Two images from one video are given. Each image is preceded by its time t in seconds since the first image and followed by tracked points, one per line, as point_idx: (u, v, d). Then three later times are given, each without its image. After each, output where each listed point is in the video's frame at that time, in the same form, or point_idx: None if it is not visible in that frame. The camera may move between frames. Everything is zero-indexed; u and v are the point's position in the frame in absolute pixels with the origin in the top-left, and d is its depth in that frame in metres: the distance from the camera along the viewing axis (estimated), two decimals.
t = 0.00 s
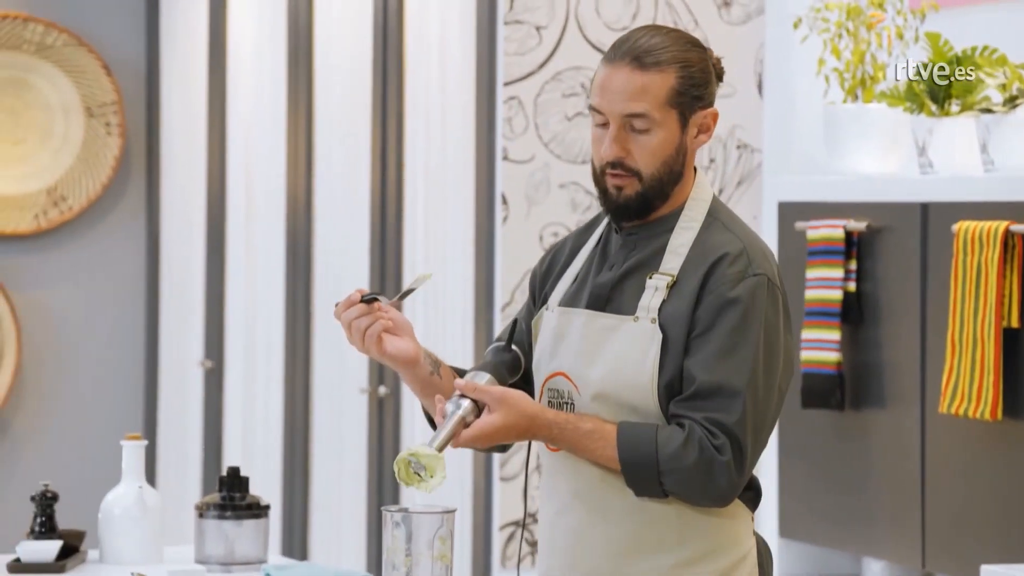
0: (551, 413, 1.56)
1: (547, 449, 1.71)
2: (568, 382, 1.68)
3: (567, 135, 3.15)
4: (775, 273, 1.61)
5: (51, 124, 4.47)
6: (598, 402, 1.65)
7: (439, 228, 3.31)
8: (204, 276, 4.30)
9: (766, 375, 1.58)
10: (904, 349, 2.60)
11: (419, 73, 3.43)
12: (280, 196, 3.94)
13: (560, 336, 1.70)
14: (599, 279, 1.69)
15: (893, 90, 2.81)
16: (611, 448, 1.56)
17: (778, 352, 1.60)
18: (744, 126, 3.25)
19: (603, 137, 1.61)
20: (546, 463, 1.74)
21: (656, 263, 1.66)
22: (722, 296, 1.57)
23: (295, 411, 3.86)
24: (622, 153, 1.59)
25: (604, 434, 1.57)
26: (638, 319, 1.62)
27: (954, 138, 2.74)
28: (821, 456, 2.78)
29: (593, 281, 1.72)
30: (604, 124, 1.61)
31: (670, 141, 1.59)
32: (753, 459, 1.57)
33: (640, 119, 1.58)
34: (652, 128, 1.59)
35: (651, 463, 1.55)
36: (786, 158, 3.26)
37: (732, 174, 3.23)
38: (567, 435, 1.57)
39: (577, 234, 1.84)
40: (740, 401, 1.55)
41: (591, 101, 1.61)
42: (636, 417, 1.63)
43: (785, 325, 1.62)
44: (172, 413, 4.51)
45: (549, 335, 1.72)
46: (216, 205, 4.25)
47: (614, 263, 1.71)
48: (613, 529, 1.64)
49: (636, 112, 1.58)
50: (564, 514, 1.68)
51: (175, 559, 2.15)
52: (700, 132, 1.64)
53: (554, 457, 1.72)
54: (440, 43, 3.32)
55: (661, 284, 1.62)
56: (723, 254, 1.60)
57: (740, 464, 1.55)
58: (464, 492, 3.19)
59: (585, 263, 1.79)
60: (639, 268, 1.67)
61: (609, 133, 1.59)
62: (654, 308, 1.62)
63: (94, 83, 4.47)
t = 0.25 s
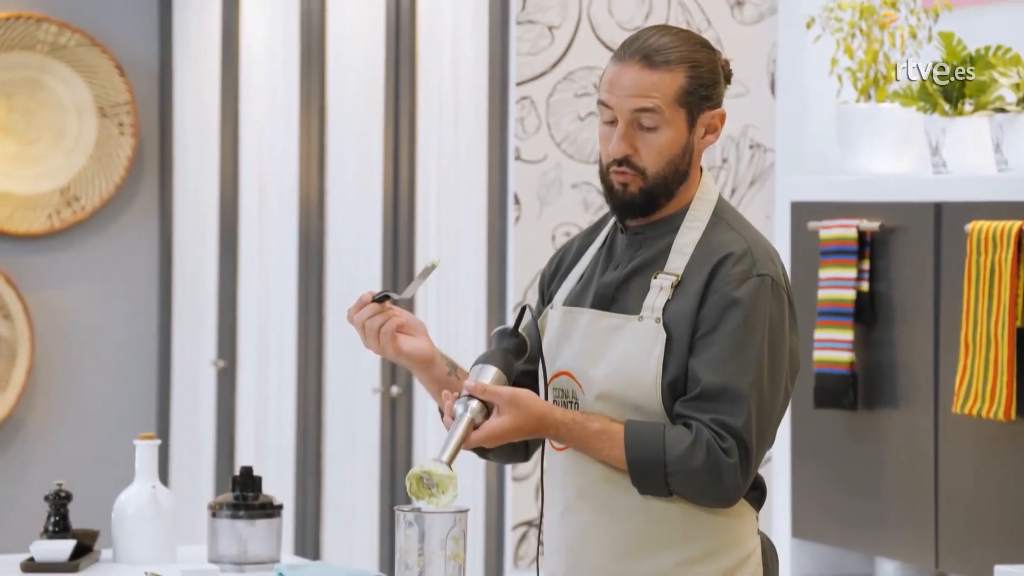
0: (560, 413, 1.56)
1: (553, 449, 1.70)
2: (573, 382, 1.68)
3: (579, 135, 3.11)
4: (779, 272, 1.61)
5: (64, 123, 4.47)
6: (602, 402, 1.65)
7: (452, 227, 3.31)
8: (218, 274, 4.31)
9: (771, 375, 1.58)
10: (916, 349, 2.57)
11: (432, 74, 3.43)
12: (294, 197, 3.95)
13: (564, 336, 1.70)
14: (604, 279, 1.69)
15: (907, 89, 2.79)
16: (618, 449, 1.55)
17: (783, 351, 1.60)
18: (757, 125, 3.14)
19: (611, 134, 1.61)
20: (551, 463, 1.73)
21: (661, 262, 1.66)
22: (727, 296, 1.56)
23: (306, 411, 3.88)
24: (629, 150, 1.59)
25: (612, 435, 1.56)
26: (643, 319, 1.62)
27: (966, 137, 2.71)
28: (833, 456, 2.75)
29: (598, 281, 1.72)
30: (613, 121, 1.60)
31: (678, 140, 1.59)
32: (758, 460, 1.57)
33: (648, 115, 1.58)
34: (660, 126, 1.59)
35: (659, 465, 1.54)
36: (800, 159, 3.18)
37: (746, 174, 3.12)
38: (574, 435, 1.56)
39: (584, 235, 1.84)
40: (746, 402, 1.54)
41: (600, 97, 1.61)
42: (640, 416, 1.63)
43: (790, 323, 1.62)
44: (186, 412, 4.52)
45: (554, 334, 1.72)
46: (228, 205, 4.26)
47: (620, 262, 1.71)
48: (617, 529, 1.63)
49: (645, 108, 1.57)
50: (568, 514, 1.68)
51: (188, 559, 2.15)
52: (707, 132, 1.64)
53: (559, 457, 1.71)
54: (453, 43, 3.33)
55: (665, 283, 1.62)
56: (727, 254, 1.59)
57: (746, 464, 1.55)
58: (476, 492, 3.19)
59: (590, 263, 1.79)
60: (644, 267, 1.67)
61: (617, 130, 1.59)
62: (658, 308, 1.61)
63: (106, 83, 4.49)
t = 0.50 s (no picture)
0: (568, 412, 1.55)
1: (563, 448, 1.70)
2: (580, 381, 1.68)
3: (591, 135, 3.08)
4: (786, 272, 1.61)
5: (78, 124, 4.48)
6: (611, 402, 1.64)
7: (465, 225, 3.32)
8: (232, 273, 4.32)
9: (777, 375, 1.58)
10: (928, 349, 2.56)
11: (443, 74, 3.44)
12: (307, 197, 3.95)
13: (571, 336, 1.70)
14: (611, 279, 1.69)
15: (919, 89, 2.78)
16: (626, 449, 1.56)
17: (789, 350, 1.60)
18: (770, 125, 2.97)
19: (619, 133, 1.61)
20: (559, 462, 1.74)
21: (668, 262, 1.66)
22: (735, 295, 1.56)
23: (320, 409, 3.88)
24: (639, 148, 1.59)
25: (619, 435, 1.56)
26: (651, 318, 1.62)
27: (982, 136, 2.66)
28: (846, 456, 2.74)
29: (605, 281, 1.73)
30: (622, 119, 1.60)
31: (687, 139, 1.59)
32: (763, 459, 1.57)
33: (658, 114, 1.58)
34: (669, 125, 1.59)
35: (666, 465, 1.54)
36: (813, 159, 3.13)
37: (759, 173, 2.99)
38: (582, 433, 1.56)
39: (591, 236, 1.84)
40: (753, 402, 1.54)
41: (609, 95, 1.61)
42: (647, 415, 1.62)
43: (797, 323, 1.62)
44: (199, 411, 4.53)
45: (561, 335, 1.71)
46: (242, 204, 4.27)
47: (628, 263, 1.71)
48: (625, 528, 1.63)
49: (655, 107, 1.57)
50: (576, 514, 1.68)
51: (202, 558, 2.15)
52: (715, 132, 1.64)
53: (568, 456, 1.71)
54: (465, 43, 3.33)
55: (673, 283, 1.62)
56: (735, 253, 1.59)
57: (752, 464, 1.55)
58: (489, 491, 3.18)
59: (598, 263, 1.79)
60: (652, 266, 1.67)
61: (626, 129, 1.59)
62: (666, 307, 1.61)
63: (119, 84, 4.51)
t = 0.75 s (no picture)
0: (571, 407, 1.53)
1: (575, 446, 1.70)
2: (591, 381, 1.68)
3: (606, 135, 3.07)
4: (795, 274, 1.61)
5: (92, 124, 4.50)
6: (622, 401, 1.64)
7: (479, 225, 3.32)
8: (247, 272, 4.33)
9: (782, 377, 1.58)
10: (943, 348, 2.56)
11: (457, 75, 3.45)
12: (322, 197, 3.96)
13: (582, 335, 1.69)
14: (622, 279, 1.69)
15: (935, 89, 2.76)
16: (629, 444, 1.55)
17: (797, 350, 1.60)
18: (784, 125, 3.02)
19: (633, 134, 1.61)
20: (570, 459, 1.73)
21: (680, 261, 1.66)
22: (744, 295, 1.56)
23: (334, 409, 3.88)
24: (652, 150, 1.59)
25: (622, 431, 1.55)
26: (661, 317, 1.62)
27: (997, 136, 2.63)
28: (861, 456, 2.73)
29: (617, 280, 1.73)
30: (635, 121, 1.60)
31: (700, 140, 1.59)
32: (763, 462, 1.56)
33: (671, 116, 1.58)
34: (682, 126, 1.58)
35: (668, 463, 1.54)
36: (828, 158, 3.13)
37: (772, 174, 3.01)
38: (586, 426, 1.55)
39: (603, 234, 1.84)
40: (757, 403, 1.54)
41: (622, 96, 1.61)
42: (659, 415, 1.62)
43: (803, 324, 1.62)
44: (215, 411, 4.54)
45: (570, 333, 1.71)
46: (257, 204, 4.28)
47: (640, 262, 1.71)
48: (635, 528, 1.63)
49: (668, 109, 1.57)
50: (586, 514, 1.68)
51: (217, 558, 2.15)
52: (728, 132, 1.64)
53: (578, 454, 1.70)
54: (480, 43, 3.33)
55: (683, 282, 1.62)
56: (745, 252, 1.59)
57: (752, 465, 1.55)
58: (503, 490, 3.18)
59: (610, 263, 1.79)
60: (664, 266, 1.67)
61: (639, 130, 1.59)
62: (676, 305, 1.61)
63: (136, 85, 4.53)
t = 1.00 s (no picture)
0: (570, 406, 1.53)
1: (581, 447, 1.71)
2: (598, 383, 1.69)
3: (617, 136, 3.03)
4: (802, 274, 1.61)
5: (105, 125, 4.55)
6: (628, 403, 1.65)
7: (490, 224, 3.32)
8: (258, 272, 4.34)
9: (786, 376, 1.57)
10: (955, 348, 2.56)
11: (469, 74, 3.44)
12: (333, 198, 3.96)
13: (588, 336, 1.70)
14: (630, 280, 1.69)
15: (947, 89, 2.75)
16: (630, 444, 1.54)
17: (803, 351, 1.60)
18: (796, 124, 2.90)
19: (642, 138, 1.61)
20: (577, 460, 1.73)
21: (688, 261, 1.66)
22: (750, 295, 1.56)
23: (347, 408, 3.89)
24: (661, 155, 1.59)
25: (622, 431, 1.54)
26: (668, 317, 1.62)
27: (1010, 136, 2.62)
28: (873, 458, 2.73)
29: (625, 280, 1.73)
30: (644, 124, 1.60)
31: (710, 143, 1.59)
32: (762, 465, 1.55)
33: (680, 120, 1.58)
34: (692, 130, 1.58)
35: (667, 463, 1.53)
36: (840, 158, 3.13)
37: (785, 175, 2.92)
38: (585, 426, 1.54)
39: (613, 231, 1.84)
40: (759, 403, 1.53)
41: (630, 100, 1.60)
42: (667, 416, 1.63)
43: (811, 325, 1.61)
44: (226, 411, 4.55)
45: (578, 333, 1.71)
46: (268, 205, 4.29)
47: (649, 262, 1.71)
48: (643, 531, 1.63)
49: (677, 114, 1.57)
50: (594, 516, 1.68)
51: (229, 558, 2.15)
52: (738, 133, 1.64)
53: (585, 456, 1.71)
54: (491, 43, 3.33)
55: (691, 281, 1.62)
56: (753, 250, 1.59)
57: (751, 466, 1.54)
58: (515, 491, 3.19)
59: (618, 261, 1.79)
60: (673, 266, 1.67)
61: (649, 134, 1.59)
62: (683, 305, 1.61)
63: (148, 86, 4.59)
